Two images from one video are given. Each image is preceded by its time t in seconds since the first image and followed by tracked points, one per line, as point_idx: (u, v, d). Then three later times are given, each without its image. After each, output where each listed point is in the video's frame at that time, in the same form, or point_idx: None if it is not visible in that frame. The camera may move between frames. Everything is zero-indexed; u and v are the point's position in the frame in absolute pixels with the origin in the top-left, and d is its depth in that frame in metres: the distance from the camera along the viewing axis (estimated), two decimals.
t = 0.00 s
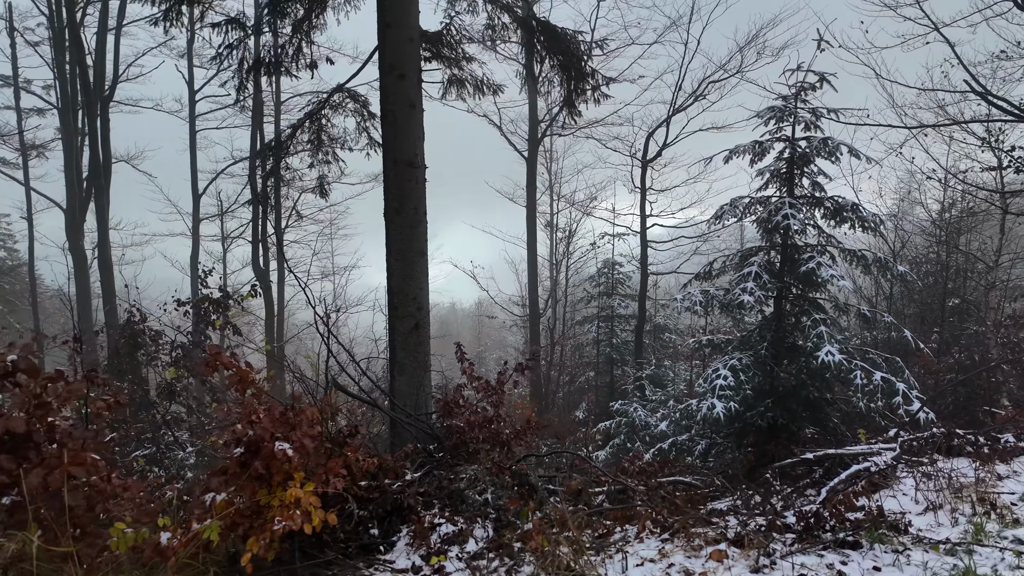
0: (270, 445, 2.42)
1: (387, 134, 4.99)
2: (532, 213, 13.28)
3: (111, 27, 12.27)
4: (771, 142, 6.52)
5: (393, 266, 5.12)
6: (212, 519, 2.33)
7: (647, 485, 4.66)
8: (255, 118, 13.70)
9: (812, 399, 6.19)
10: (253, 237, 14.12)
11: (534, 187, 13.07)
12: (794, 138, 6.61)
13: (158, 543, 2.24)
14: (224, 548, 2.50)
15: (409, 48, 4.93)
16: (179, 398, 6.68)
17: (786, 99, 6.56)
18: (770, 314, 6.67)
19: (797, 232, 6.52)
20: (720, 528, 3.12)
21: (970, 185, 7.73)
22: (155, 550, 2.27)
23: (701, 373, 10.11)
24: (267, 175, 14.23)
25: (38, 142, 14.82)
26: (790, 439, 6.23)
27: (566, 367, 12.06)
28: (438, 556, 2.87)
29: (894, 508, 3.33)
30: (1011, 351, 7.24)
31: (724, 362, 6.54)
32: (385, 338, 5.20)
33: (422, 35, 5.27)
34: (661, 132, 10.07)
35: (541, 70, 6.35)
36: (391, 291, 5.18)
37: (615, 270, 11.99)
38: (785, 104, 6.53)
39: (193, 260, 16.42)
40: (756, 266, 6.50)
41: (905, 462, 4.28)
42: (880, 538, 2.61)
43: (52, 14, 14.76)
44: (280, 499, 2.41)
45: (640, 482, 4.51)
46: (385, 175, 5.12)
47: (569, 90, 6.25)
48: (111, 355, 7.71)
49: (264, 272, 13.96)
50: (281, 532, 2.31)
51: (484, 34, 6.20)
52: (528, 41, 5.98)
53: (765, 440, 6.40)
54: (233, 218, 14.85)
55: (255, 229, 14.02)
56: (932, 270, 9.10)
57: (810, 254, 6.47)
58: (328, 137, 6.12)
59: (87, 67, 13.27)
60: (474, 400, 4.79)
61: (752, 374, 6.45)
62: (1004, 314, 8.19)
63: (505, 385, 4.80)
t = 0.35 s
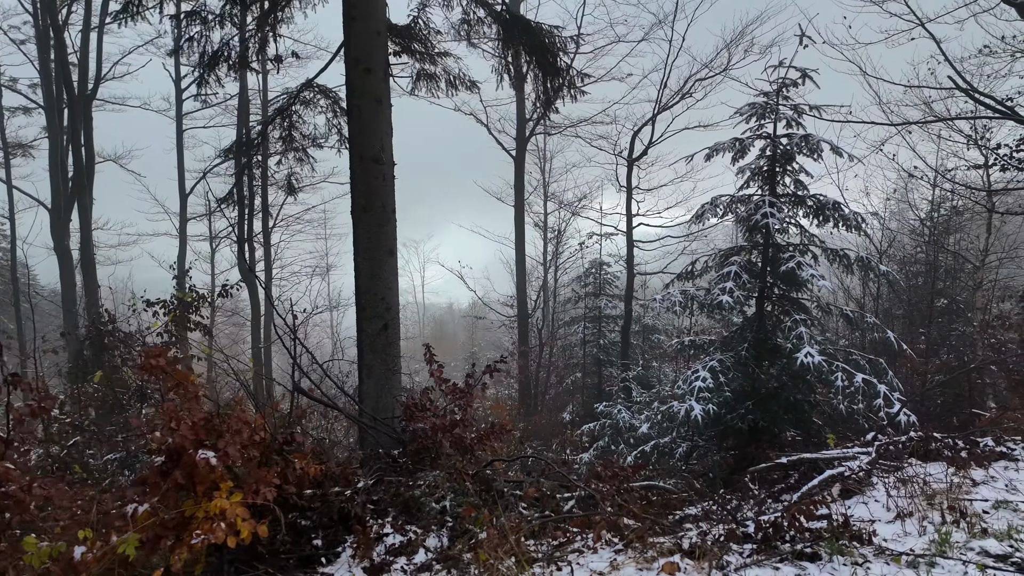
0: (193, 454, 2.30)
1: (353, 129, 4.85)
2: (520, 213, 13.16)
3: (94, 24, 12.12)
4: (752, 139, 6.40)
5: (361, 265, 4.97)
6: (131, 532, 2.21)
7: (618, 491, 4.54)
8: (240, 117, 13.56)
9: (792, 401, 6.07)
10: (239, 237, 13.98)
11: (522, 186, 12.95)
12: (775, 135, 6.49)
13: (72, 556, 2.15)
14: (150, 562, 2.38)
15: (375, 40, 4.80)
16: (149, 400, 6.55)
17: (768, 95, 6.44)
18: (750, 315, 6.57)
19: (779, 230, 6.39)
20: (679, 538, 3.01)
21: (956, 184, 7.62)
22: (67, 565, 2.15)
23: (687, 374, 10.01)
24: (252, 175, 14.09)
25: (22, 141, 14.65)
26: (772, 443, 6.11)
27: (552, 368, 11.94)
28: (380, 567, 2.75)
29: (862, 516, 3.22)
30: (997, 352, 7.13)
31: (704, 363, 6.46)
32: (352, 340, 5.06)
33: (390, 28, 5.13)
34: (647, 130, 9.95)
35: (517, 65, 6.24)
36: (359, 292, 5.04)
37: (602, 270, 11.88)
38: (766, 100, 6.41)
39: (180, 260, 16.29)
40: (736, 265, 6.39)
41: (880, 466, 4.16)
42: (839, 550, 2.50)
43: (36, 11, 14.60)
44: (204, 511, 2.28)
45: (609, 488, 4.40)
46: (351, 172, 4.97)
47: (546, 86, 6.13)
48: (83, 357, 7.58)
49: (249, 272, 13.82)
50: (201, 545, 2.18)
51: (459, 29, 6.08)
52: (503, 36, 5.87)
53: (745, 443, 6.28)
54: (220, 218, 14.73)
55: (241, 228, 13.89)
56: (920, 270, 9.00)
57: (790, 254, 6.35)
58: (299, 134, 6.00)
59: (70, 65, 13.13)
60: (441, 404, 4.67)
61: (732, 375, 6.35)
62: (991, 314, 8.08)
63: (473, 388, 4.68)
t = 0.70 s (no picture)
0: (117, 464, 2.20)
1: (320, 125, 4.74)
2: (509, 213, 13.06)
3: (79, 22, 12.02)
4: (733, 138, 6.30)
5: (330, 266, 4.86)
6: (48, 548, 2.11)
7: (589, 497, 4.45)
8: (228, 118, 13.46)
9: (773, 405, 5.98)
10: (227, 237, 13.90)
11: (511, 186, 12.84)
12: (757, 134, 6.38)
13: None
14: None
15: (342, 35, 4.69)
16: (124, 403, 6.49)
17: (750, 93, 6.33)
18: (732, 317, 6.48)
19: (760, 230, 6.29)
20: (637, 550, 2.92)
21: (943, 184, 7.52)
22: None
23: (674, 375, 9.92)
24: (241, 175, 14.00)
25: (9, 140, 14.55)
26: (753, 447, 6.02)
27: (541, 369, 11.86)
28: None
29: (828, 526, 3.14)
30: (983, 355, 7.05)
31: (685, 366, 6.37)
32: (321, 342, 4.96)
33: (360, 24, 5.02)
34: (634, 130, 9.86)
35: (494, 63, 6.13)
36: (328, 293, 4.93)
37: (591, 270, 11.79)
38: (748, 98, 6.31)
39: (170, 260, 16.18)
40: (716, 266, 6.29)
41: (855, 473, 4.07)
42: (795, 565, 2.42)
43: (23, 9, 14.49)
44: (126, 524, 2.18)
45: (579, 494, 4.32)
46: (319, 169, 4.86)
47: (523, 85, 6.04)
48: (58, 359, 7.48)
49: (237, 273, 13.72)
50: (121, 561, 2.08)
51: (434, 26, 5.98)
52: (479, 33, 5.77)
53: (726, 447, 6.20)
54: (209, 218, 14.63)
55: (229, 228, 13.81)
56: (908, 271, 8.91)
57: (772, 254, 6.25)
58: (272, 132, 5.90)
59: (55, 64, 13.00)
60: (409, 408, 4.57)
61: (712, 378, 6.25)
62: (979, 316, 8.00)
63: (443, 393, 4.57)
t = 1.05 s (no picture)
0: (33, 472, 2.07)
1: (289, 118, 4.60)
2: (501, 211, 12.92)
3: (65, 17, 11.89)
4: (719, 132, 6.16)
5: (300, 263, 4.73)
6: None
7: (564, 501, 4.31)
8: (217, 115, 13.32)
9: (760, 406, 5.84)
10: (216, 235, 13.76)
11: (502, 184, 12.71)
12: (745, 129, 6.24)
13: None
14: None
15: (311, 25, 4.56)
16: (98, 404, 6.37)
17: (737, 87, 6.20)
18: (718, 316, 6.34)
19: (747, 227, 6.15)
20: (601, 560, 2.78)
21: (935, 181, 7.38)
22: None
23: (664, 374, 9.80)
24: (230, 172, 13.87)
25: None
26: (739, 449, 5.89)
27: (532, 370, 11.73)
28: None
29: (804, 534, 2.99)
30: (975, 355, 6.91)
31: (669, 366, 6.23)
32: (292, 342, 4.81)
33: (332, 14, 4.88)
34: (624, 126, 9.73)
35: (475, 55, 5.99)
36: (298, 291, 4.79)
37: (582, 270, 11.65)
38: (735, 92, 6.17)
39: (160, 259, 16.06)
40: (702, 264, 6.15)
41: (837, 477, 3.93)
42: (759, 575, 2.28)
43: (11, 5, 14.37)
44: (44, 536, 2.05)
45: (553, 498, 4.17)
46: (290, 164, 4.72)
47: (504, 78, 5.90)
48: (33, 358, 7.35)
49: (226, 271, 13.59)
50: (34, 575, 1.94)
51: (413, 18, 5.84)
52: (457, 24, 5.62)
53: (712, 449, 6.06)
54: (199, 215, 14.50)
55: (219, 226, 13.69)
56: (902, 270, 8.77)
57: (758, 251, 6.12)
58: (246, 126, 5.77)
59: (42, 60, 12.87)
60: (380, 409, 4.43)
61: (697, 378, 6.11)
62: (973, 315, 7.86)
63: (414, 394, 4.44)
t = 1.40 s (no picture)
0: None
1: (261, 115, 4.47)
2: (494, 211, 12.80)
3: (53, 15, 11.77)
4: (708, 131, 6.04)
5: (274, 265, 4.61)
6: None
7: (541, 509, 4.20)
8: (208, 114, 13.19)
9: (748, 411, 5.72)
10: (207, 235, 13.65)
11: (495, 183, 12.59)
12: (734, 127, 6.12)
13: None
14: None
15: (283, 21, 4.43)
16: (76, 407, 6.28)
17: (726, 84, 6.07)
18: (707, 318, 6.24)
19: (736, 227, 6.04)
20: None
21: (930, 180, 7.25)
22: None
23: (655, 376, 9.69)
24: (221, 171, 13.75)
25: None
26: (726, 454, 5.78)
27: (524, 371, 11.62)
28: None
29: (783, 548, 2.89)
30: (970, 359, 6.79)
31: (656, 369, 6.12)
32: (265, 345, 4.70)
33: (307, 9, 4.76)
34: (615, 125, 9.62)
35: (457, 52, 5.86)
36: (272, 293, 4.67)
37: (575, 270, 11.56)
38: (724, 90, 6.05)
39: (152, 259, 15.94)
40: (689, 265, 6.03)
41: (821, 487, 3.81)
42: None
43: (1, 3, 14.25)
44: None
45: (530, 506, 4.06)
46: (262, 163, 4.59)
47: (488, 73, 5.79)
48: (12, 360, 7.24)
49: (217, 271, 13.48)
50: None
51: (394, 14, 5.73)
52: (439, 20, 5.50)
53: (699, 454, 5.94)
54: (190, 215, 14.36)
55: (210, 226, 13.60)
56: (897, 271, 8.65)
57: (746, 253, 6.01)
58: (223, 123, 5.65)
59: (31, 59, 12.76)
60: (353, 414, 4.31)
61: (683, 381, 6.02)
62: (969, 317, 7.73)
63: (388, 400, 4.32)
